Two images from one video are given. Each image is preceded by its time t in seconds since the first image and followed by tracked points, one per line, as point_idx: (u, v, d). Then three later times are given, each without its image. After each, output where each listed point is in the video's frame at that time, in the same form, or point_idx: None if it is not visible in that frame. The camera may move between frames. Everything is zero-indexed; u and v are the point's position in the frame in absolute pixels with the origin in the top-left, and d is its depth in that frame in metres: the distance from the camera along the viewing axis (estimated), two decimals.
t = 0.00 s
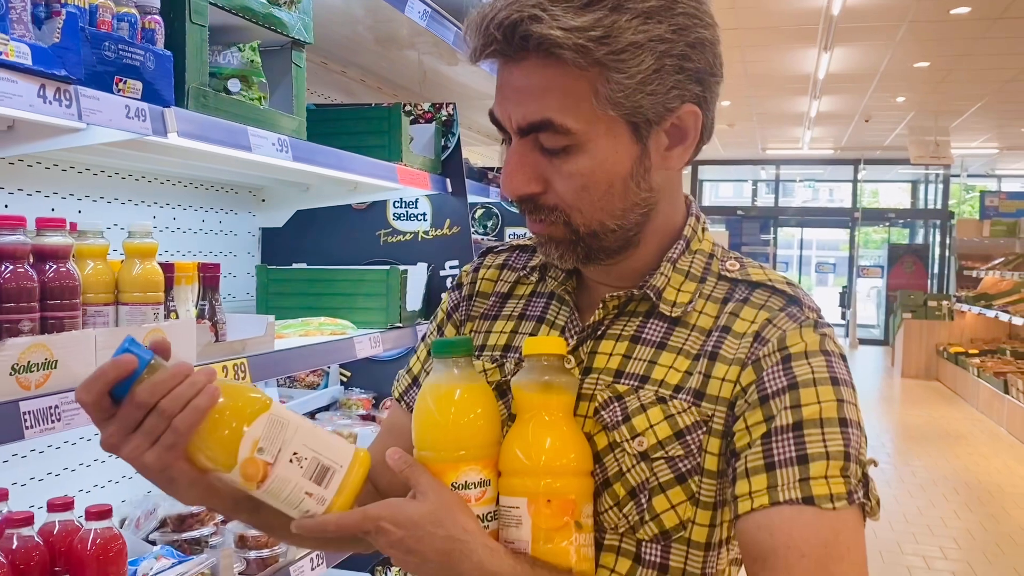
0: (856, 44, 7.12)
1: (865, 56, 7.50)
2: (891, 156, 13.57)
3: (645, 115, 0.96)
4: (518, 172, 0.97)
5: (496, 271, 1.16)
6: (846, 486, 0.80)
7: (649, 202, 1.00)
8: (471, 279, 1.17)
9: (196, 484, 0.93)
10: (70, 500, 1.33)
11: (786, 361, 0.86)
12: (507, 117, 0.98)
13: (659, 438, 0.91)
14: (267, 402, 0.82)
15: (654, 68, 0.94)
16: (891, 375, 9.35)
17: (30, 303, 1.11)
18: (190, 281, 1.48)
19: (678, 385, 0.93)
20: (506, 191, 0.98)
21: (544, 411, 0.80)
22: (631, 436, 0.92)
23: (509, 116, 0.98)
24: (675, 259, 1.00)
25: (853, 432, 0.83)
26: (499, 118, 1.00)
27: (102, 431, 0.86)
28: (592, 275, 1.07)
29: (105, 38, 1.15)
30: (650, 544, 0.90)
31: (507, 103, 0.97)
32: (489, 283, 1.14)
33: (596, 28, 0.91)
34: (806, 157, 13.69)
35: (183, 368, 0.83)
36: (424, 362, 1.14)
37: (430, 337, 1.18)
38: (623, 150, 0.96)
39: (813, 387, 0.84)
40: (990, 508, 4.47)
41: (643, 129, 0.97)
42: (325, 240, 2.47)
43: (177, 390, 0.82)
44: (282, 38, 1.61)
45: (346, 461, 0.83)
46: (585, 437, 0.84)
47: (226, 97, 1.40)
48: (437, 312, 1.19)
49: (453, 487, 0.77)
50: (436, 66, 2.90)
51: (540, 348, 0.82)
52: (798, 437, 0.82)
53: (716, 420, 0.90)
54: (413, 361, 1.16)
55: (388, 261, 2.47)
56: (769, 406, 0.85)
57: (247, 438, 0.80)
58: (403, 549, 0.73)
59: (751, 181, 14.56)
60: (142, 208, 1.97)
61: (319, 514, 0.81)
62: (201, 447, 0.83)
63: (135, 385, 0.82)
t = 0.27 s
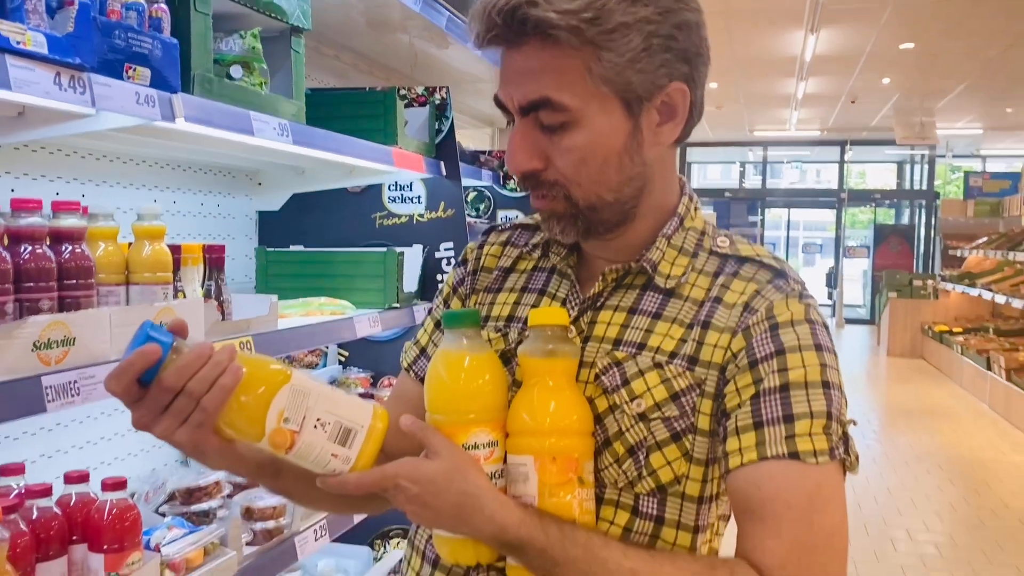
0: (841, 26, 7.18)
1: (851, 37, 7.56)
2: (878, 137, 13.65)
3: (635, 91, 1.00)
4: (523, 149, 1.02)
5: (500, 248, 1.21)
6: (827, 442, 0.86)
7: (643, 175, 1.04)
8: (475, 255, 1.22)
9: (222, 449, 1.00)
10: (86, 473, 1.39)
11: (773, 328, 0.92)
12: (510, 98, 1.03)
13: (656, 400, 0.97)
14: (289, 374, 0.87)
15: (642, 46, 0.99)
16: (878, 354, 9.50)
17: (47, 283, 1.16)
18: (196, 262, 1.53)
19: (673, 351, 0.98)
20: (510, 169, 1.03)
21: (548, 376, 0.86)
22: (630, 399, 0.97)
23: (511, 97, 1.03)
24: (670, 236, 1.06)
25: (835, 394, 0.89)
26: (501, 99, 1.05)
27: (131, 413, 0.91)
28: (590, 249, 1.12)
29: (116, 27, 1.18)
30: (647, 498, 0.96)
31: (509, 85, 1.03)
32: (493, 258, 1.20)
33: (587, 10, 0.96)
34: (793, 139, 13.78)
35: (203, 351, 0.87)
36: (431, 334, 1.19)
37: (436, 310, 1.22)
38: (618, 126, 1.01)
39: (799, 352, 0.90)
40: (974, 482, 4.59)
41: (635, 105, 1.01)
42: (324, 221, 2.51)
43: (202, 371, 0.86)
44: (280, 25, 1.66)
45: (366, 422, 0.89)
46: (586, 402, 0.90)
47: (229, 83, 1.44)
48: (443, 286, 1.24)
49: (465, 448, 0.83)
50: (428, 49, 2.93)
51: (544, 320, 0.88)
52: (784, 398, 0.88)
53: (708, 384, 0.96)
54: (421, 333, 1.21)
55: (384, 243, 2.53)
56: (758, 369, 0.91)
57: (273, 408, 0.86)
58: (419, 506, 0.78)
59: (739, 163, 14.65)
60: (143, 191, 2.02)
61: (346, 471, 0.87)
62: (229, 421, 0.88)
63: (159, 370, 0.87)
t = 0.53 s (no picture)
0: (832, 7, 7.21)
1: (842, 19, 7.58)
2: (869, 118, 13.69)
3: (629, 69, 1.04)
4: (521, 125, 1.05)
5: (496, 224, 1.26)
6: (808, 400, 0.92)
7: (636, 148, 1.08)
8: (472, 230, 1.27)
9: (236, 411, 1.06)
10: (97, 446, 1.44)
11: (758, 296, 0.97)
12: (510, 76, 1.07)
13: (649, 364, 1.02)
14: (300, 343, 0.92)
15: (635, 26, 1.04)
16: (868, 334, 9.61)
17: (60, 262, 1.21)
18: (199, 243, 1.57)
19: (665, 318, 1.03)
20: (510, 143, 1.07)
21: (548, 343, 0.91)
22: (624, 363, 1.02)
23: (511, 75, 1.07)
24: (660, 210, 1.10)
25: (815, 356, 0.95)
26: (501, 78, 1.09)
27: (151, 373, 0.98)
28: (583, 223, 1.16)
29: (121, 13, 1.22)
30: (640, 455, 1.02)
31: (510, 64, 1.07)
32: (490, 233, 1.25)
33: None
34: (785, 120, 13.82)
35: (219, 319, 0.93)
36: (430, 306, 1.24)
37: (434, 283, 1.27)
38: (612, 102, 1.04)
39: (782, 318, 0.96)
40: (960, 458, 4.69)
41: (629, 82, 1.05)
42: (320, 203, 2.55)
43: (217, 338, 0.92)
44: (278, 10, 1.70)
45: (372, 390, 0.93)
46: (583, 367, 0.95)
47: (229, 67, 1.48)
48: (441, 260, 1.29)
49: (470, 410, 0.89)
50: (421, 32, 2.96)
51: (544, 290, 0.92)
52: (768, 360, 0.93)
53: (698, 349, 1.01)
54: (419, 305, 1.26)
55: (380, 224, 2.56)
56: (744, 335, 0.96)
57: (283, 375, 0.91)
58: (426, 464, 0.84)
59: (731, 145, 14.69)
60: (143, 174, 2.05)
61: (352, 435, 0.93)
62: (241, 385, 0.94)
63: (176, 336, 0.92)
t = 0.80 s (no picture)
0: None
1: (833, 5, 7.59)
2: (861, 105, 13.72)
3: (615, 53, 1.06)
4: (510, 108, 1.07)
5: (485, 207, 1.28)
6: (786, 375, 0.95)
7: (622, 131, 1.10)
8: (462, 213, 1.29)
9: (233, 389, 1.09)
10: (94, 429, 1.47)
11: (739, 275, 1.00)
12: (498, 61, 1.09)
13: (635, 342, 1.05)
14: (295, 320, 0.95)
15: (620, 11, 1.06)
16: (859, 320, 9.68)
17: (57, 247, 1.23)
18: (192, 229, 1.59)
19: (650, 297, 1.06)
20: (499, 127, 1.08)
21: (537, 322, 0.93)
22: (611, 341, 1.05)
23: (500, 60, 1.08)
24: (646, 193, 1.13)
25: (793, 333, 0.98)
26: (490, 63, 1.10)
27: (151, 351, 1.00)
28: (571, 205, 1.19)
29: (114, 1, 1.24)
30: (626, 430, 1.05)
31: (499, 49, 1.08)
32: (479, 216, 1.27)
33: None
34: (776, 108, 13.84)
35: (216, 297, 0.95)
36: (421, 287, 1.26)
37: (425, 265, 1.29)
38: (598, 85, 1.06)
39: (762, 296, 0.98)
40: (948, 441, 4.76)
41: (615, 67, 1.07)
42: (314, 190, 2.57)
43: (213, 317, 0.94)
44: None
45: (366, 364, 0.96)
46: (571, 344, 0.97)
47: (221, 55, 1.49)
48: (431, 242, 1.31)
49: (462, 386, 0.91)
50: (412, 20, 2.97)
51: (534, 270, 0.95)
52: (748, 336, 0.96)
53: (682, 327, 1.04)
54: (410, 287, 1.28)
55: (369, 211, 2.59)
56: (725, 312, 0.99)
57: (278, 351, 0.94)
58: (420, 437, 0.87)
59: (723, 133, 14.70)
60: (137, 162, 2.06)
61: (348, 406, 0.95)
62: (238, 361, 0.97)
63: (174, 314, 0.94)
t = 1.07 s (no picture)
0: None
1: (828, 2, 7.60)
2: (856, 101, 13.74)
3: (607, 50, 1.06)
4: (502, 105, 1.06)
5: (478, 204, 1.28)
6: (780, 375, 0.94)
7: (615, 129, 1.09)
8: (455, 210, 1.29)
9: (223, 386, 1.08)
10: (85, 428, 1.46)
11: (734, 274, 1.00)
12: (491, 58, 1.08)
13: (629, 341, 1.04)
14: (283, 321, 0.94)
15: (612, 8, 1.05)
16: (854, 317, 9.71)
17: (48, 245, 1.22)
18: (185, 226, 1.58)
19: (644, 296, 1.06)
20: (491, 125, 1.07)
21: (531, 321, 0.92)
22: (604, 340, 1.04)
23: (492, 57, 1.08)
24: (639, 191, 1.13)
25: (788, 333, 0.97)
26: (483, 59, 1.09)
27: (139, 348, 0.99)
28: (564, 203, 1.18)
29: None
30: (619, 429, 1.04)
31: (491, 46, 1.08)
32: (472, 213, 1.26)
33: None
34: (772, 104, 13.85)
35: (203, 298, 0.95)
36: (414, 285, 1.26)
37: (418, 262, 1.29)
38: (591, 82, 1.05)
39: (756, 295, 0.98)
40: (943, 437, 4.77)
41: (608, 63, 1.06)
42: (307, 188, 2.56)
43: (201, 317, 0.94)
44: None
45: (354, 367, 0.95)
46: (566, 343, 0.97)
47: (212, 51, 1.48)
48: (425, 240, 1.31)
49: (455, 386, 0.91)
50: (406, 17, 2.96)
51: (527, 270, 0.94)
52: (743, 336, 0.96)
53: (676, 326, 1.04)
54: (403, 284, 1.28)
55: (364, 208, 2.57)
56: (719, 312, 0.99)
57: (266, 352, 0.93)
58: (413, 436, 0.87)
59: (719, 129, 14.71)
60: (129, 159, 2.06)
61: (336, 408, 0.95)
62: (226, 360, 0.96)
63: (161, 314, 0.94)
